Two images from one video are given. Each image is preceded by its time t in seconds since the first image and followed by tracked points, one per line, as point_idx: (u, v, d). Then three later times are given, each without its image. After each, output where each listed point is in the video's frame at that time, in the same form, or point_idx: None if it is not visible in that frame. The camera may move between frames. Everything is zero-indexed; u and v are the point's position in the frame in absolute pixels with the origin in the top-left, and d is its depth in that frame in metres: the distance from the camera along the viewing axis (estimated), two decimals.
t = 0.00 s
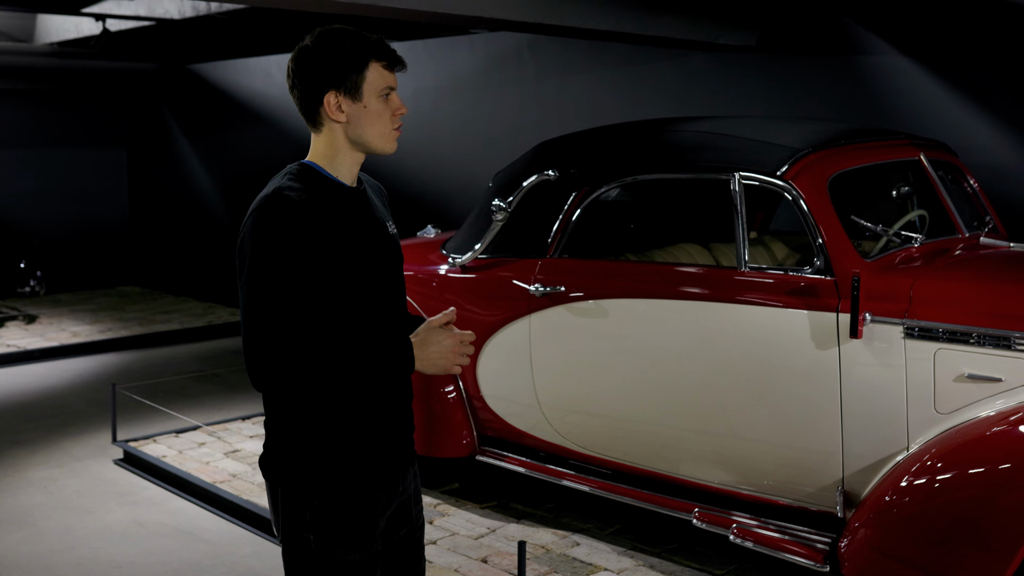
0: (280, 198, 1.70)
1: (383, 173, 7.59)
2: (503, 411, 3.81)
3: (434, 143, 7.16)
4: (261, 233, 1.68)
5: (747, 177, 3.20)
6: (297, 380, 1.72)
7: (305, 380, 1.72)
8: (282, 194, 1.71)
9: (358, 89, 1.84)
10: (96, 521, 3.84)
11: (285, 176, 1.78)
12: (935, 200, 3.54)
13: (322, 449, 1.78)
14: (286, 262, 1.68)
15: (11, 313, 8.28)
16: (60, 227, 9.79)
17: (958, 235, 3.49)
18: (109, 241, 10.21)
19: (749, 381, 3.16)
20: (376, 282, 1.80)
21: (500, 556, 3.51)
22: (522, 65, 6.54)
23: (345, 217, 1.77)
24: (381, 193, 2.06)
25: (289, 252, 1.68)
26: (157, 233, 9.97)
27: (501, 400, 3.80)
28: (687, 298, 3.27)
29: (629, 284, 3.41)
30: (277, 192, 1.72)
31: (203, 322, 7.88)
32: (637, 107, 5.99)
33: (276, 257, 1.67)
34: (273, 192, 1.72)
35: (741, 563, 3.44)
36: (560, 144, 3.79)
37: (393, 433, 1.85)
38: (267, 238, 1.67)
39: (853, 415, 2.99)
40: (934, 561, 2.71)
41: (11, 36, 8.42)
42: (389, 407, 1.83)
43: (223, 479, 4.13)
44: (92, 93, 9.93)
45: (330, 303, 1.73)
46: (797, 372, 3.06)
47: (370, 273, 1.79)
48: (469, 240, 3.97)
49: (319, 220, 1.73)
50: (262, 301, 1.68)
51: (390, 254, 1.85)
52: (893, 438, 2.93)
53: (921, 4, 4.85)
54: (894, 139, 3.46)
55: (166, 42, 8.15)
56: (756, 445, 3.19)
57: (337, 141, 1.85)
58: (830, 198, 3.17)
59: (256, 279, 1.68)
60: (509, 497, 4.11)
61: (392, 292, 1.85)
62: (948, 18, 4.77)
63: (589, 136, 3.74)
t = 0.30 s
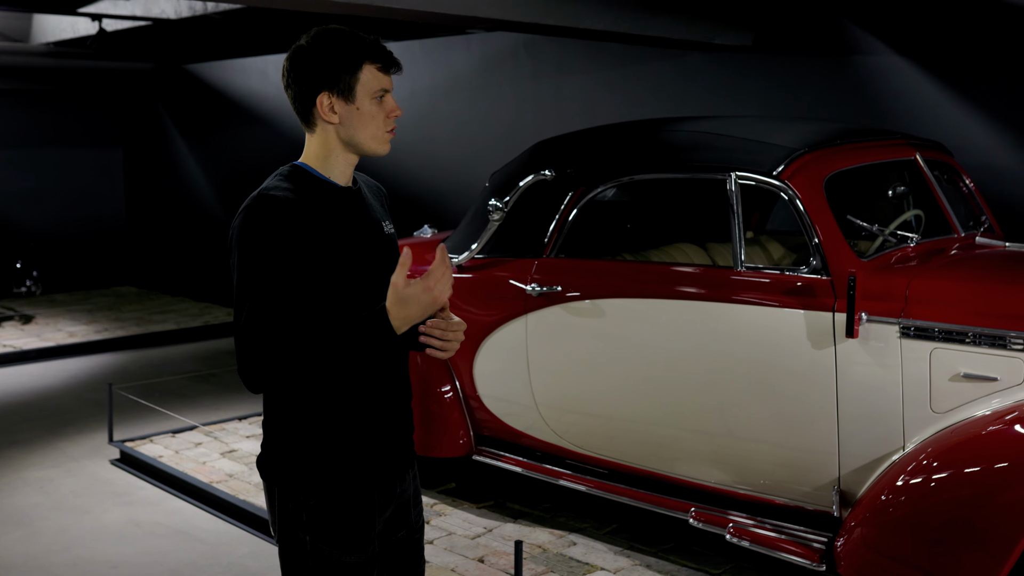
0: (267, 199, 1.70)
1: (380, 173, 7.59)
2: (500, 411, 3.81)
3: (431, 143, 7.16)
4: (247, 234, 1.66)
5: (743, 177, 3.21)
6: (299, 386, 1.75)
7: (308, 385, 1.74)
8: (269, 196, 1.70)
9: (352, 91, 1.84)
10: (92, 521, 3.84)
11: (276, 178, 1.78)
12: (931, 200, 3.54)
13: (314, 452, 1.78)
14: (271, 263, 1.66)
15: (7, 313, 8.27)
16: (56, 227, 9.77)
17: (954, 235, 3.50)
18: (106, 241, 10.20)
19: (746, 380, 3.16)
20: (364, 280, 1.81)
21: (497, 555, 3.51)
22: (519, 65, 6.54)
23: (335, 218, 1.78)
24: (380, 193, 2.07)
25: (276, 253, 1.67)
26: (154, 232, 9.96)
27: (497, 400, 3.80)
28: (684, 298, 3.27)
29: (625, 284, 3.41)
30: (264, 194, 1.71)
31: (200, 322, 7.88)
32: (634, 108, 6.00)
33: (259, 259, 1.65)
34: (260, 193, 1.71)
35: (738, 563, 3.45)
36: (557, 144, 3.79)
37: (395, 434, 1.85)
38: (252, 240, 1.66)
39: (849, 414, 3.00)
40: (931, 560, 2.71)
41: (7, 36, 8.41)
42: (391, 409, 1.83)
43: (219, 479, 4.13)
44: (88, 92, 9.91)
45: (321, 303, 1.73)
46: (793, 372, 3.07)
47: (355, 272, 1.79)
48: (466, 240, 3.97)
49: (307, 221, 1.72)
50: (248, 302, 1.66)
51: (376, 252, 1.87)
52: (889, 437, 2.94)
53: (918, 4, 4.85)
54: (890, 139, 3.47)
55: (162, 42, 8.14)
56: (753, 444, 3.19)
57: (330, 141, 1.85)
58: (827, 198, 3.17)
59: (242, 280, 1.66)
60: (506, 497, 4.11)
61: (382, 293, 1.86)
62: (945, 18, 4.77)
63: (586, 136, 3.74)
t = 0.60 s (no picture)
0: (256, 201, 1.70)
1: (376, 173, 7.58)
2: (496, 410, 3.82)
3: (428, 143, 7.15)
4: (233, 236, 1.66)
5: (739, 177, 3.21)
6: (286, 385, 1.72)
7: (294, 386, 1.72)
8: (258, 197, 1.70)
9: (338, 87, 1.84)
10: (88, 522, 3.83)
11: (267, 179, 1.78)
12: (926, 199, 3.54)
13: (306, 455, 1.78)
14: (259, 266, 1.67)
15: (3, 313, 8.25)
16: (52, 227, 9.76)
17: (949, 235, 3.50)
18: (102, 241, 10.19)
19: (743, 379, 3.16)
20: (357, 284, 1.81)
21: (494, 555, 3.51)
22: (515, 65, 6.54)
23: (327, 219, 1.78)
24: (376, 194, 2.08)
25: (265, 254, 1.67)
26: (150, 233, 9.94)
27: (494, 400, 3.81)
28: (680, 298, 3.27)
29: (620, 284, 3.41)
30: (253, 195, 1.71)
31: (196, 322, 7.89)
32: (631, 107, 6.00)
33: (248, 260, 1.66)
34: (249, 194, 1.71)
35: (735, 562, 3.45)
36: (553, 144, 3.80)
37: (384, 439, 1.85)
38: (240, 242, 1.66)
39: (846, 414, 3.00)
40: (926, 559, 2.72)
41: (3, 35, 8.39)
42: (380, 412, 1.83)
43: (216, 480, 4.13)
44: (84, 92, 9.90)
45: (308, 309, 1.73)
46: (790, 372, 3.07)
47: (350, 274, 1.79)
48: (462, 240, 3.97)
49: (297, 222, 1.73)
50: (238, 303, 1.65)
51: (371, 253, 1.87)
52: (884, 437, 2.94)
53: (913, 4, 4.86)
54: (885, 139, 3.47)
55: (159, 42, 8.13)
56: (749, 444, 3.19)
57: (319, 140, 1.85)
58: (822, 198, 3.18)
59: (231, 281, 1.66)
60: (502, 497, 4.11)
61: (376, 295, 1.86)
62: (941, 18, 4.78)
63: (582, 136, 3.74)
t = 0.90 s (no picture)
0: (251, 202, 1.70)
1: (373, 173, 7.58)
2: (493, 411, 3.82)
3: (425, 143, 7.16)
4: (229, 238, 1.67)
5: (736, 177, 3.21)
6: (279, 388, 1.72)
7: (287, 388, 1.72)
8: (253, 198, 1.71)
9: (334, 87, 1.84)
10: (85, 522, 3.83)
11: (261, 180, 1.78)
12: (922, 200, 3.55)
13: (299, 457, 1.78)
14: (255, 267, 1.67)
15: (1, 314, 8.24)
16: (49, 227, 9.74)
17: (945, 235, 3.50)
18: (99, 241, 10.18)
19: (740, 379, 3.16)
20: (349, 286, 1.81)
21: (490, 555, 3.51)
22: (511, 65, 6.54)
23: (321, 220, 1.78)
24: (364, 194, 2.07)
25: (260, 255, 1.68)
26: (147, 233, 9.94)
27: (490, 401, 3.81)
28: (677, 298, 3.27)
29: (617, 284, 3.42)
30: (247, 196, 1.71)
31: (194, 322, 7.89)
32: (628, 107, 6.01)
33: (244, 261, 1.66)
34: (245, 196, 1.71)
35: (731, 562, 3.45)
36: (550, 144, 3.80)
37: (375, 440, 1.85)
38: (237, 242, 1.67)
39: (842, 415, 3.00)
40: (922, 560, 2.72)
41: None
42: (371, 417, 1.84)
43: (213, 480, 4.12)
44: (81, 92, 9.88)
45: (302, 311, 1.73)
46: (786, 372, 3.07)
47: (343, 276, 1.80)
48: (459, 240, 3.97)
49: (291, 222, 1.73)
50: (232, 305, 1.66)
51: (362, 254, 1.87)
52: (880, 437, 2.94)
53: (909, 3, 4.86)
54: (881, 139, 3.47)
55: (155, 42, 8.12)
56: (746, 444, 3.19)
57: (314, 141, 1.85)
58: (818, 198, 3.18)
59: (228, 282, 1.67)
60: (499, 496, 4.12)
61: (368, 297, 1.86)
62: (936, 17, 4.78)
63: (579, 136, 3.74)
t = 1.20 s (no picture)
0: (248, 205, 1.70)
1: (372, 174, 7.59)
2: (490, 411, 3.82)
3: (424, 143, 7.17)
4: (227, 241, 1.68)
5: (732, 177, 3.21)
6: (273, 390, 1.72)
7: (282, 390, 1.72)
8: (251, 201, 1.71)
9: (334, 91, 1.84)
10: (82, 523, 3.82)
11: (254, 181, 1.78)
12: (918, 200, 3.55)
13: (290, 458, 1.79)
14: (250, 270, 1.68)
15: None
16: (47, 227, 9.73)
17: (941, 235, 3.50)
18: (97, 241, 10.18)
19: (737, 380, 3.16)
20: (339, 288, 1.81)
21: (486, 556, 3.51)
22: (509, 66, 6.56)
23: (314, 223, 1.78)
24: (354, 195, 2.07)
25: (257, 258, 1.68)
26: (145, 232, 9.93)
27: (487, 401, 3.81)
28: (673, 298, 3.27)
29: (613, 284, 3.42)
30: (243, 199, 1.71)
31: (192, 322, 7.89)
32: (626, 108, 6.01)
33: (240, 264, 1.67)
34: (240, 198, 1.72)
35: (727, 562, 3.45)
36: (546, 145, 3.80)
37: (365, 441, 1.86)
38: (236, 245, 1.67)
39: (837, 416, 3.00)
40: (918, 560, 2.73)
41: None
42: (361, 418, 1.84)
43: (210, 480, 4.12)
44: (79, 92, 9.87)
45: (295, 314, 1.73)
46: (782, 373, 3.07)
47: (334, 278, 1.80)
48: (455, 241, 3.97)
49: (285, 225, 1.73)
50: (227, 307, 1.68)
51: (354, 257, 1.87)
52: (875, 438, 2.95)
53: (906, 4, 4.86)
54: (877, 140, 3.47)
55: (153, 42, 8.12)
56: (742, 445, 3.20)
57: (310, 144, 1.85)
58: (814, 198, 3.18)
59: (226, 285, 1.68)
60: (496, 496, 4.12)
61: (357, 299, 1.87)
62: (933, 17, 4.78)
63: (575, 136, 3.74)
